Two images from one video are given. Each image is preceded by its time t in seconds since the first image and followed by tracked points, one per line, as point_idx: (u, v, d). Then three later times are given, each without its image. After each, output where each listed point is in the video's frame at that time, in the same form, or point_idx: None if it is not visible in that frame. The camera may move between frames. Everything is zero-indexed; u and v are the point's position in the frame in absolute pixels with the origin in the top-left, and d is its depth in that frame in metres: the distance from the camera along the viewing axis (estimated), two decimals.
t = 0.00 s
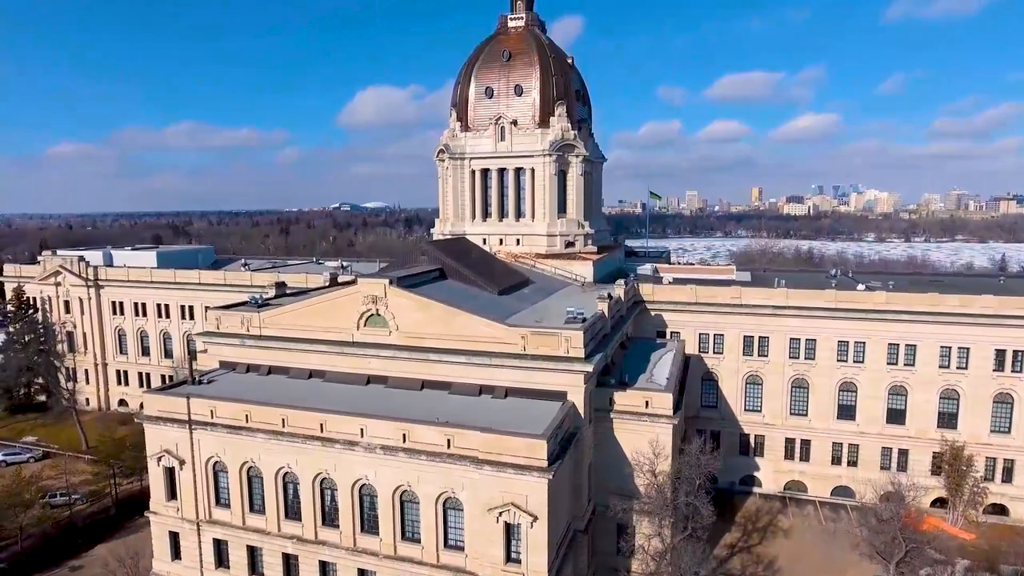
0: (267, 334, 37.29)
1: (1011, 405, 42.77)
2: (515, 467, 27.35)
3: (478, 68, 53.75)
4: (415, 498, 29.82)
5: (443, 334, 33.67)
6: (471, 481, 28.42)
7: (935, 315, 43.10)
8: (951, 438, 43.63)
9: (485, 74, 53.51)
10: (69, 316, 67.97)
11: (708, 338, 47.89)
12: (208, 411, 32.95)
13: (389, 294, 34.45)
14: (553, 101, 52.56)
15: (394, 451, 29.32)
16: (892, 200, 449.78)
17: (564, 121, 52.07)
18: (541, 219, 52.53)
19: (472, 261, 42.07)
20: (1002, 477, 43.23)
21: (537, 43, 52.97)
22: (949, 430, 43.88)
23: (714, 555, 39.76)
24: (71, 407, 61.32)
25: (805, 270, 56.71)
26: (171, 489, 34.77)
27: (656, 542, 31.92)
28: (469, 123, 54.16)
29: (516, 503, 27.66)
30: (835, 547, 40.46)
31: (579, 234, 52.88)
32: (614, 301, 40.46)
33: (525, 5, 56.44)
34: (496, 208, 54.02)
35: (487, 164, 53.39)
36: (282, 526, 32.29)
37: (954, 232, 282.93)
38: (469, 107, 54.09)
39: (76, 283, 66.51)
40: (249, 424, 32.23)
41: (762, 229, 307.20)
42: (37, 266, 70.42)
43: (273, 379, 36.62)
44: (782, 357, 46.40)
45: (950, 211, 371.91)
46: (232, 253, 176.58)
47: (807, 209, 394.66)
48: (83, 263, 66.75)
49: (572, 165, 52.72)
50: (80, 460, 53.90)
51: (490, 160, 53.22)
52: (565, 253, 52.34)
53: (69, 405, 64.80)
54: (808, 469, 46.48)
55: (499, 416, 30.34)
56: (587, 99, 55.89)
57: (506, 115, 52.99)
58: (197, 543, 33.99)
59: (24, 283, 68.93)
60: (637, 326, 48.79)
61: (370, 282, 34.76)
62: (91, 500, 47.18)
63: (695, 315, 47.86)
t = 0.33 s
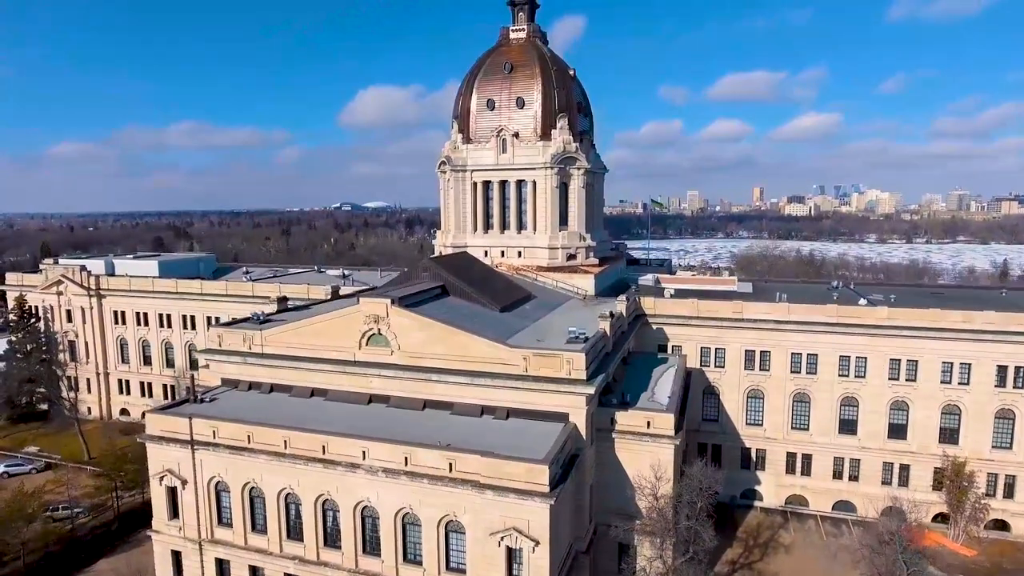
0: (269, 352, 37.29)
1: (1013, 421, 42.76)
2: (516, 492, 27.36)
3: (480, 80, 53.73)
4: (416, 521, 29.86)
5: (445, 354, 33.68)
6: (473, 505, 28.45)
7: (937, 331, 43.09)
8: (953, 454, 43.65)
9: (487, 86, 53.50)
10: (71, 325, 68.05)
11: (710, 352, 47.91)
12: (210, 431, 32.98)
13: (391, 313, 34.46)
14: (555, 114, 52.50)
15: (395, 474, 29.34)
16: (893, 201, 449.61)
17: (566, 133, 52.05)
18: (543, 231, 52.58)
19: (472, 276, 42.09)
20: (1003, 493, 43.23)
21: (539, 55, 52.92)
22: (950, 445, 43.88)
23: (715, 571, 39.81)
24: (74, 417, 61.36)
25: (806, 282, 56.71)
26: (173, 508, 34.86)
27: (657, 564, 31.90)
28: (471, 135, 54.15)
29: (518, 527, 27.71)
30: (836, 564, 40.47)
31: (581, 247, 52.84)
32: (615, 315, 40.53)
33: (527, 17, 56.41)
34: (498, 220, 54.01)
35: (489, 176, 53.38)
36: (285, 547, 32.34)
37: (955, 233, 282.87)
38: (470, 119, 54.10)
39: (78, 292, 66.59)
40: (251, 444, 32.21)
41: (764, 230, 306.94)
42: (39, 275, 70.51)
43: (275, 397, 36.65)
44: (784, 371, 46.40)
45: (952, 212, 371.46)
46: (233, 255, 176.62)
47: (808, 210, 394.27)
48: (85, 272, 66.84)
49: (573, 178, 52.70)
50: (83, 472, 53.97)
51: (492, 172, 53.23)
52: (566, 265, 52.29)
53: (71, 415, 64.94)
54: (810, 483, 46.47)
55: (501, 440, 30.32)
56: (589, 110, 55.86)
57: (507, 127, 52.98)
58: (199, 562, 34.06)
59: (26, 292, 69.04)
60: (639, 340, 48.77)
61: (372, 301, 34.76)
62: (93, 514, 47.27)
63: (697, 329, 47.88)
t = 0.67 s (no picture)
0: (271, 371, 37.31)
1: (1014, 438, 42.74)
2: (518, 519, 27.39)
3: (482, 93, 53.69)
4: (418, 545, 29.91)
5: (446, 376, 33.68)
6: (474, 531, 28.49)
7: (939, 348, 43.06)
8: (954, 470, 43.64)
9: (488, 99, 53.46)
10: (73, 334, 68.14)
11: (712, 367, 47.93)
12: (212, 453, 33.00)
13: (393, 335, 34.44)
14: (556, 127, 52.47)
15: (398, 499, 29.37)
16: (894, 202, 449.37)
17: (567, 147, 52.01)
18: (544, 245, 52.61)
19: (474, 294, 42.09)
20: (1005, 510, 43.24)
21: (541, 68, 52.85)
22: (952, 462, 43.88)
23: None
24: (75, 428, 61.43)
25: (807, 295, 56.73)
26: (175, 528, 34.94)
27: None
28: (473, 148, 54.13)
29: (519, 553, 27.78)
30: None
31: (582, 260, 52.82)
32: (619, 336, 40.65)
33: (528, 29, 56.34)
34: (499, 233, 53.99)
35: (491, 189, 53.39)
36: (286, 568, 32.40)
37: (956, 235, 282.75)
38: (471, 132, 54.07)
39: (80, 302, 66.69)
40: (252, 467, 32.22)
41: (765, 232, 306.74)
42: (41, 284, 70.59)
43: (277, 417, 36.70)
44: (785, 387, 46.42)
45: (954, 213, 371.06)
46: (234, 258, 176.65)
47: (809, 211, 394.22)
48: (87, 282, 66.94)
49: (574, 191, 52.68)
50: (85, 485, 54.03)
51: (494, 185, 53.22)
52: (568, 279, 52.24)
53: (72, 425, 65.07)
54: (811, 499, 46.47)
55: (503, 465, 30.35)
56: (590, 123, 55.78)
57: (509, 140, 52.94)
58: None
59: (29, 302, 69.14)
60: (641, 356, 48.77)
61: (374, 322, 34.73)
62: (96, 529, 47.35)
63: (698, 344, 47.88)
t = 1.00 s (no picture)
0: (272, 388, 37.32)
1: (1015, 454, 42.70)
2: (518, 543, 27.40)
3: (483, 105, 53.67)
4: (418, 566, 29.94)
5: (447, 396, 33.70)
6: (475, 554, 28.51)
7: (940, 363, 43.03)
8: (955, 485, 43.63)
9: (489, 111, 53.42)
10: (74, 343, 68.18)
11: (712, 380, 47.95)
12: (213, 472, 33.01)
13: (394, 353, 34.44)
14: (557, 139, 52.43)
15: (399, 521, 29.39)
16: (896, 202, 449.18)
17: (569, 159, 51.96)
18: (545, 257, 52.62)
19: (475, 310, 42.09)
20: (1006, 525, 43.21)
21: (541, 80, 52.79)
22: (953, 477, 43.85)
23: None
24: (76, 437, 61.43)
25: (809, 307, 56.75)
26: (177, 546, 35.00)
27: None
28: (474, 160, 54.11)
29: None
30: None
31: (583, 272, 52.81)
32: (619, 350, 40.50)
33: (529, 40, 56.32)
34: (500, 244, 53.98)
35: (492, 201, 53.39)
36: None
37: (958, 236, 282.70)
38: (472, 144, 54.06)
39: (81, 311, 66.72)
40: (254, 487, 32.23)
41: (767, 233, 306.46)
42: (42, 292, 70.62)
43: (278, 434, 36.73)
44: (786, 401, 46.41)
45: (956, 214, 370.69)
46: (236, 260, 176.94)
47: (811, 211, 394.03)
48: (88, 291, 66.98)
49: (575, 204, 52.69)
50: (86, 496, 54.03)
51: (495, 197, 53.22)
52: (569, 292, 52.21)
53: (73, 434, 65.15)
54: (812, 513, 46.46)
55: (504, 486, 30.38)
56: (591, 134, 55.78)
57: (510, 152, 52.88)
58: None
59: (30, 310, 69.21)
60: (642, 369, 48.75)
61: (375, 341, 34.71)
62: (97, 542, 47.38)
63: (699, 357, 47.87)
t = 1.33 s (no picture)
0: (273, 407, 37.39)
1: (1016, 470, 42.69)
2: (518, 569, 27.42)
3: (483, 118, 53.68)
4: None
5: (448, 417, 33.74)
6: None
7: (940, 380, 43.03)
8: (955, 501, 43.64)
9: (490, 124, 53.42)
10: (75, 352, 68.24)
11: (712, 395, 47.99)
12: (214, 493, 33.07)
13: (395, 374, 34.44)
14: (558, 153, 52.41)
15: (399, 545, 29.43)
16: (897, 203, 449.17)
17: (569, 173, 51.95)
18: (545, 270, 52.65)
19: (476, 327, 42.13)
20: (1006, 542, 43.23)
21: (542, 93, 52.79)
22: (953, 493, 43.86)
23: None
24: (77, 448, 61.49)
25: (810, 320, 56.77)
26: (179, 565, 35.12)
27: None
28: (474, 173, 54.11)
29: None
30: None
31: (583, 285, 52.77)
32: (619, 368, 40.48)
33: (530, 52, 56.31)
34: (501, 257, 53.98)
35: (492, 215, 53.43)
36: None
37: (959, 238, 282.83)
38: (473, 157, 54.08)
39: (82, 321, 66.76)
40: (255, 509, 32.29)
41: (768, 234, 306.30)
42: (43, 301, 70.66)
43: (279, 453, 36.81)
44: (786, 417, 46.46)
45: (958, 215, 370.36)
46: (237, 263, 177.08)
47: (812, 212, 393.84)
48: (89, 301, 67.06)
49: (576, 217, 52.69)
50: (88, 508, 54.16)
51: (495, 211, 53.25)
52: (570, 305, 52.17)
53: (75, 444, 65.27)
54: (812, 528, 46.49)
55: (504, 509, 30.36)
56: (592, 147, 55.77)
57: (510, 165, 52.84)
58: None
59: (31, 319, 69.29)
60: (642, 384, 48.75)
61: (375, 362, 34.71)
62: (98, 556, 47.46)
63: (699, 372, 47.88)
